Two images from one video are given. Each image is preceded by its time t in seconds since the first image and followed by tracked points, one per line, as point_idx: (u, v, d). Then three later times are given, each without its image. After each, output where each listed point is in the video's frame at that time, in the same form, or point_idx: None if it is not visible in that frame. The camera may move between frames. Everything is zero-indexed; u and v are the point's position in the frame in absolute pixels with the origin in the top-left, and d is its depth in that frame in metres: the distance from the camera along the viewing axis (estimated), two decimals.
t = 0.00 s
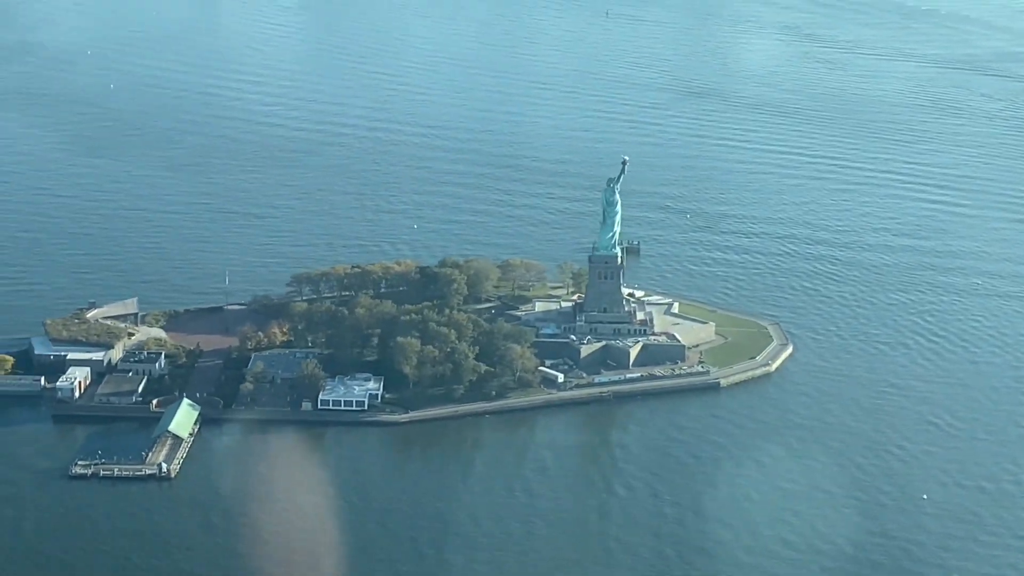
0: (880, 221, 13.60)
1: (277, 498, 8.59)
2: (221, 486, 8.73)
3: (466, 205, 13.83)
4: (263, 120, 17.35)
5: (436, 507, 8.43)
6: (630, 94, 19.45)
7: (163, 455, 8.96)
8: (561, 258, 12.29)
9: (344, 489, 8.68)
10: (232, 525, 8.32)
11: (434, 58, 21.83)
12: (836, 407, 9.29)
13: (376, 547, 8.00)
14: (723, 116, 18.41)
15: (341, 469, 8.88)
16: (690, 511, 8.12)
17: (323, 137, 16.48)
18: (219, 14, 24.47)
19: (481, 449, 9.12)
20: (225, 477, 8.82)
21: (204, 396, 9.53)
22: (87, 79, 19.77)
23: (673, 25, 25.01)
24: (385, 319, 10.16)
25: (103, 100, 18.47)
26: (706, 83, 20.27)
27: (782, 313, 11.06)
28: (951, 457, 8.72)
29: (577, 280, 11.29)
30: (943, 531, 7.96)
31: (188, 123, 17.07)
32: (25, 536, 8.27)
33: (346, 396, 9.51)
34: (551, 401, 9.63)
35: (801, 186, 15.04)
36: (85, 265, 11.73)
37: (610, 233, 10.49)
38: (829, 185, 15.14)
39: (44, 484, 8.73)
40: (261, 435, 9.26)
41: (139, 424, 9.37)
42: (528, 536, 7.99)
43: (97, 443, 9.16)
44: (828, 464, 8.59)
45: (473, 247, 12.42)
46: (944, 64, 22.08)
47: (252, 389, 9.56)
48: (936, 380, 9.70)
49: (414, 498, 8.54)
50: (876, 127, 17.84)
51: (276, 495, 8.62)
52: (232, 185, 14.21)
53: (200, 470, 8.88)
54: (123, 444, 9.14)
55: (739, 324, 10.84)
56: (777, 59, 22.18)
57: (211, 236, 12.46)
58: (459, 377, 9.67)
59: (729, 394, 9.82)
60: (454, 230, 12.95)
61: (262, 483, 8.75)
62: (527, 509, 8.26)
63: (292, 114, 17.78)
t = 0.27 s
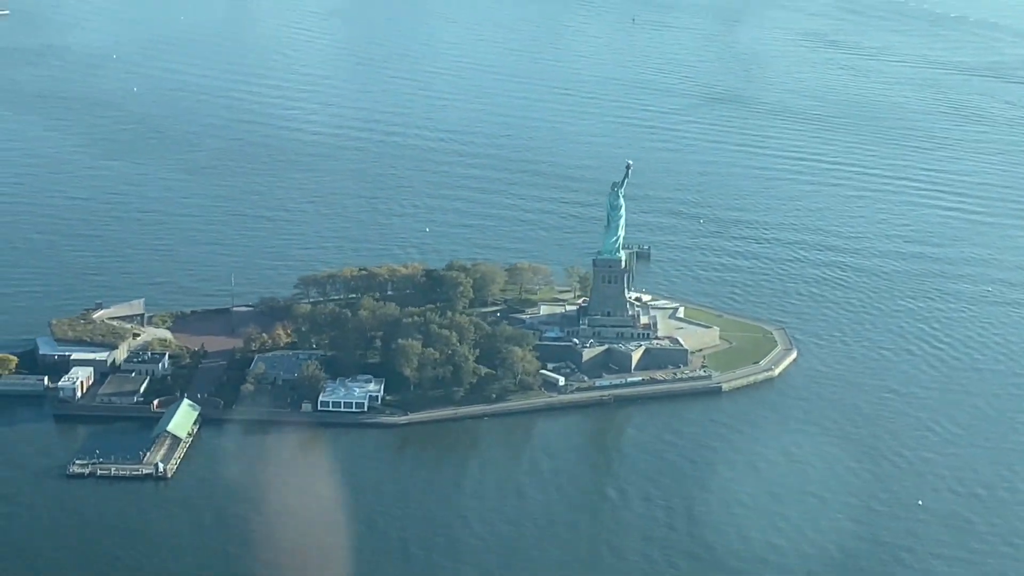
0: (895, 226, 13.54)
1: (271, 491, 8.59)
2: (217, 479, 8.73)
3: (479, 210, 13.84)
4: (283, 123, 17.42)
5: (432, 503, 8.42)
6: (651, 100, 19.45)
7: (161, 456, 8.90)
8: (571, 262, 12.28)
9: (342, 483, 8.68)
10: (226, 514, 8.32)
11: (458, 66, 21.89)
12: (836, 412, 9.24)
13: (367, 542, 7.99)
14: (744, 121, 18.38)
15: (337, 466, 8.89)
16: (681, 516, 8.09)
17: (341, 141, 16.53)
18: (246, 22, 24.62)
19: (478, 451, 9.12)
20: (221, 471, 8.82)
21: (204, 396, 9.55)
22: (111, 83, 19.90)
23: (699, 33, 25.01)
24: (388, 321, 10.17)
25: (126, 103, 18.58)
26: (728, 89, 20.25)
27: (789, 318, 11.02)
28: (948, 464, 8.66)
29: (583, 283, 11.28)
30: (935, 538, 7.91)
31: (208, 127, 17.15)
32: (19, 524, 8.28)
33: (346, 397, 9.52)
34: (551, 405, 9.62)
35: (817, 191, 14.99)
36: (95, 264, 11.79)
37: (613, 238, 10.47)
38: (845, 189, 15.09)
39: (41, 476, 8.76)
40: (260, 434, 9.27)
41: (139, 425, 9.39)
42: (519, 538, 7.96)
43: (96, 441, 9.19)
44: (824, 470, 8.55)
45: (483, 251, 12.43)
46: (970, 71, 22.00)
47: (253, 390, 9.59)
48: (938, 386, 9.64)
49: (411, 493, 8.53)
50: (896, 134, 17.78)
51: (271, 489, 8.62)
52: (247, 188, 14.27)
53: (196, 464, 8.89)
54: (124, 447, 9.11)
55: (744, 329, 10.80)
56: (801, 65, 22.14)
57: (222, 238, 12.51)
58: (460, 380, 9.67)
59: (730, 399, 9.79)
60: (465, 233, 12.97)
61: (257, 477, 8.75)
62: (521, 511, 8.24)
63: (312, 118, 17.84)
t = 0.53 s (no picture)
0: (906, 232, 13.49)
1: (262, 490, 8.62)
2: (209, 479, 8.76)
3: (488, 214, 13.86)
4: (299, 127, 17.48)
5: (422, 505, 8.43)
6: (669, 106, 19.43)
7: (155, 456, 8.95)
8: (576, 267, 12.29)
9: (335, 484, 8.71)
10: (216, 512, 8.36)
11: (478, 72, 21.93)
12: (830, 419, 9.22)
13: (355, 542, 8.01)
14: (761, 128, 18.35)
15: (330, 467, 8.91)
16: (667, 521, 8.08)
17: (355, 144, 16.58)
18: (268, 28, 24.75)
19: (471, 455, 9.14)
20: (213, 471, 8.86)
21: (201, 398, 9.59)
22: (132, 86, 20.01)
23: (722, 40, 24.99)
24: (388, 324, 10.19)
25: (144, 106, 18.68)
26: (747, 95, 20.23)
27: (791, 324, 11.01)
28: (940, 471, 8.62)
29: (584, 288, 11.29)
30: (922, 545, 7.88)
31: (224, 130, 17.22)
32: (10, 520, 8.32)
33: (342, 399, 9.55)
34: (546, 408, 9.63)
35: (830, 198, 14.95)
36: (101, 264, 11.85)
37: (613, 242, 10.46)
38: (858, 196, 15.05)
39: (35, 472, 8.82)
40: (255, 435, 9.31)
41: (135, 424, 9.43)
42: (505, 540, 7.96)
43: (92, 441, 9.24)
44: (814, 475, 8.52)
45: (489, 255, 12.44)
46: (991, 79, 21.92)
47: (250, 391, 9.63)
48: (936, 393, 9.60)
49: (403, 494, 8.55)
50: (914, 141, 17.73)
51: (262, 487, 8.65)
52: (258, 191, 14.32)
53: (190, 463, 8.93)
54: (118, 446, 9.15)
55: (745, 335, 10.79)
56: (823, 72, 22.10)
57: (229, 240, 12.56)
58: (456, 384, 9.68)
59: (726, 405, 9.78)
60: (472, 237, 12.99)
61: (250, 477, 8.79)
62: (510, 514, 8.24)
63: (328, 122, 17.89)
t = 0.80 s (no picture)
0: (911, 239, 13.46)
1: (250, 488, 8.65)
2: (199, 477, 8.79)
3: (494, 218, 13.88)
4: (312, 131, 17.53)
5: (410, 506, 8.45)
6: (683, 112, 19.41)
7: (146, 455, 8.97)
8: (578, 271, 12.28)
9: (325, 482, 8.73)
10: (203, 510, 8.39)
11: (494, 77, 21.97)
12: (821, 425, 9.19)
13: (339, 543, 8.03)
14: (773, 134, 18.33)
15: (319, 467, 8.94)
16: (652, 526, 8.08)
17: (366, 148, 16.62)
18: (286, 32, 24.84)
19: (461, 457, 9.15)
20: (203, 469, 8.89)
21: (195, 398, 9.62)
22: (148, 89, 20.10)
23: (741, 46, 24.98)
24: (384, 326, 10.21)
25: (159, 109, 18.76)
26: (762, 101, 20.21)
27: (790, 330, 10.99)
28: (930, 477, 8.59)
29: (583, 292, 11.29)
30: (907, 551, 7.85)
31: (236, 133, 17.28)
32: None
33: (335, 401, 9.57)
34: (539, 411, 9.63)
35: (838, 204, 14.92)
36: (104, 264, 11.91)
37: (609, 247, 10.46)
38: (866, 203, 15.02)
39: (26, 469, 8.85)
40: (247, 435, 9.34)
41: (128, 424, 9.46)
42: (487, 544, 7.97)
43: (85, 439, 9.28)
44: (800, 481, 8.51)
45: (491, 259, 12.45)
46: (1008, 87, 21.85)
47: (243, 392, 9.65)
48: (930, 400, 9.58)
49: (392, 495, 8.57)
50: (927, 149, 17.68)
51: (250, 485, 8.68)
52: (266, 194, 14.37)
53: (181, 462, 8.96)
54: (110, 444, 9.19)
55: (743, 340, 10.77)
56: (839, 78, 22.07)
57: (233, 242, 12.60)
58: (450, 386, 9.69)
59: (720, 409, 9.77)
60: (476, 241, 13.00)
61: (239, 475, 8.81)
62: (495, 518, 8.25)
63: (340, 126, 17.94)
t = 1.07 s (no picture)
0: (915, 245, 13.41)
1: (235, 486, 8.67)
2: (185, 475, 8.82)
3: (497, 221, 13.88)
4: (321, 134, 17.57)
5: (390, 505, 8.45)
6: (694, 118, 19.39)
7: (134, 454, 9.00)
8: (577, 275, 12.28)
9: (308, 480, 8.75)
10: (186, 507, 8.41)
11: (508, 82, 21.99)
12: (808, 430, 9.17)
13: (318, 542, 8.04)
14: (784, 140, 18.29)
15: (306, 466, 8.96)
16: (632, 531, 8.08)
17: (374, 151, 16.65)
18: (302, 37, 24.90)
19: (448, 458, 9.15)
20: (190, 467, 8.92)
21: (186, 398, 9.65)
22: (160, 92, 20.18)
23: (755, 52, 24.95)
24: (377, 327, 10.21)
25: (171, 111, 18.83)
26: (774, 107, 20.17)
27: (785, 335, 10.96)
28: (914, 483, 8.56)
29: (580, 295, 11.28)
30: (886, 557, 7.83)
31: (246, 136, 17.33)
32: None
33: (325, 401, 9.59)
34: (529, 413, 9.63)
35: (844, 211, 14.88)
36: (104, 264, 11.95)
37: (604, 250, 10.46)
38: (872, 210, 14.97)
39: (14, 466, 8.90)
40: (236, 435, 9.36)
41: (119, 422, 9.50)
42: (465, 546, 7.97)
43: (75, 438, 9.32)
44: (784, 486, 8.49)
45: (490, 262, 12.46)
46: None
47: (234, 392, 9.68)
48: (920, 407, 9.54)
49: (373, 495, 8.57)
50: (937, 157, 17.63)
51: (235, 483, 8.70)
52: (270, 195, 14.41)
53: (168, 461, 8.99)
54: (99, 443, 9.23)
55: (738, 344, 10.75)
56: (853, 86, 22.01)
57: (234, 242, 12.63)
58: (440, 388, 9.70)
59: (710, 414, 9.75)
60: (477, 245, 13.01)
61: (225, 474, 8.83)
62: (475, 520, 8.25)
63: (350, 129, 17.98)
